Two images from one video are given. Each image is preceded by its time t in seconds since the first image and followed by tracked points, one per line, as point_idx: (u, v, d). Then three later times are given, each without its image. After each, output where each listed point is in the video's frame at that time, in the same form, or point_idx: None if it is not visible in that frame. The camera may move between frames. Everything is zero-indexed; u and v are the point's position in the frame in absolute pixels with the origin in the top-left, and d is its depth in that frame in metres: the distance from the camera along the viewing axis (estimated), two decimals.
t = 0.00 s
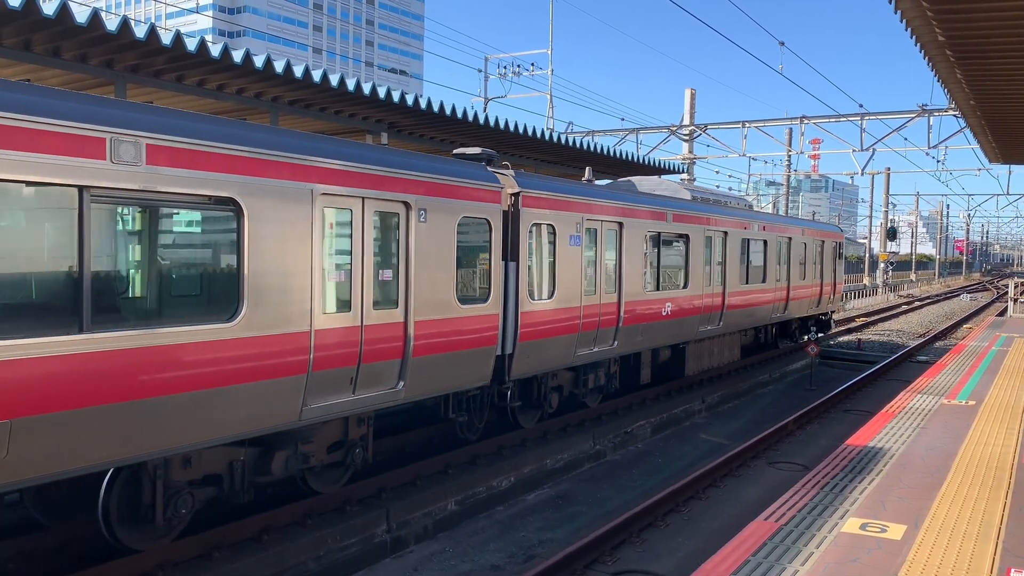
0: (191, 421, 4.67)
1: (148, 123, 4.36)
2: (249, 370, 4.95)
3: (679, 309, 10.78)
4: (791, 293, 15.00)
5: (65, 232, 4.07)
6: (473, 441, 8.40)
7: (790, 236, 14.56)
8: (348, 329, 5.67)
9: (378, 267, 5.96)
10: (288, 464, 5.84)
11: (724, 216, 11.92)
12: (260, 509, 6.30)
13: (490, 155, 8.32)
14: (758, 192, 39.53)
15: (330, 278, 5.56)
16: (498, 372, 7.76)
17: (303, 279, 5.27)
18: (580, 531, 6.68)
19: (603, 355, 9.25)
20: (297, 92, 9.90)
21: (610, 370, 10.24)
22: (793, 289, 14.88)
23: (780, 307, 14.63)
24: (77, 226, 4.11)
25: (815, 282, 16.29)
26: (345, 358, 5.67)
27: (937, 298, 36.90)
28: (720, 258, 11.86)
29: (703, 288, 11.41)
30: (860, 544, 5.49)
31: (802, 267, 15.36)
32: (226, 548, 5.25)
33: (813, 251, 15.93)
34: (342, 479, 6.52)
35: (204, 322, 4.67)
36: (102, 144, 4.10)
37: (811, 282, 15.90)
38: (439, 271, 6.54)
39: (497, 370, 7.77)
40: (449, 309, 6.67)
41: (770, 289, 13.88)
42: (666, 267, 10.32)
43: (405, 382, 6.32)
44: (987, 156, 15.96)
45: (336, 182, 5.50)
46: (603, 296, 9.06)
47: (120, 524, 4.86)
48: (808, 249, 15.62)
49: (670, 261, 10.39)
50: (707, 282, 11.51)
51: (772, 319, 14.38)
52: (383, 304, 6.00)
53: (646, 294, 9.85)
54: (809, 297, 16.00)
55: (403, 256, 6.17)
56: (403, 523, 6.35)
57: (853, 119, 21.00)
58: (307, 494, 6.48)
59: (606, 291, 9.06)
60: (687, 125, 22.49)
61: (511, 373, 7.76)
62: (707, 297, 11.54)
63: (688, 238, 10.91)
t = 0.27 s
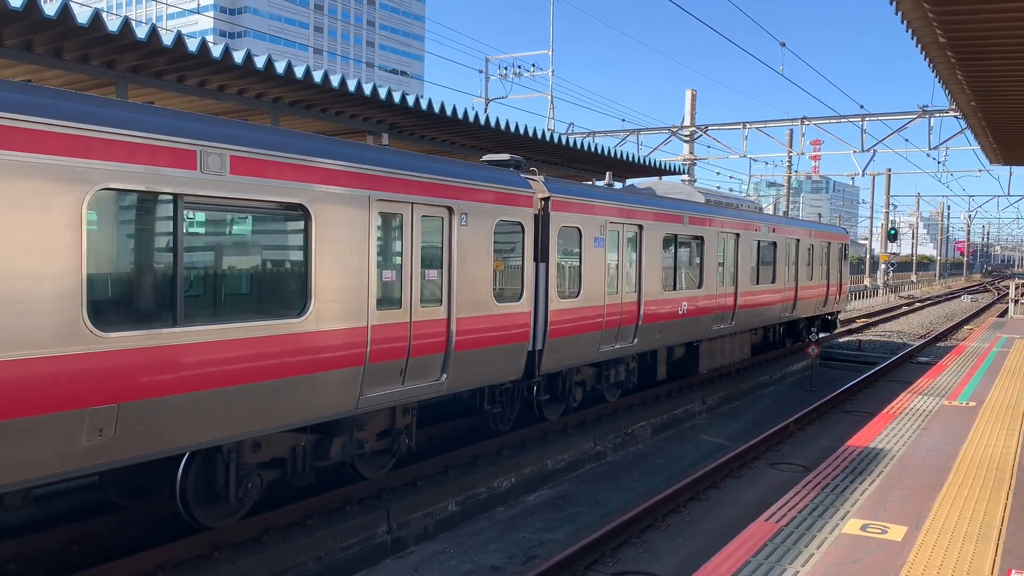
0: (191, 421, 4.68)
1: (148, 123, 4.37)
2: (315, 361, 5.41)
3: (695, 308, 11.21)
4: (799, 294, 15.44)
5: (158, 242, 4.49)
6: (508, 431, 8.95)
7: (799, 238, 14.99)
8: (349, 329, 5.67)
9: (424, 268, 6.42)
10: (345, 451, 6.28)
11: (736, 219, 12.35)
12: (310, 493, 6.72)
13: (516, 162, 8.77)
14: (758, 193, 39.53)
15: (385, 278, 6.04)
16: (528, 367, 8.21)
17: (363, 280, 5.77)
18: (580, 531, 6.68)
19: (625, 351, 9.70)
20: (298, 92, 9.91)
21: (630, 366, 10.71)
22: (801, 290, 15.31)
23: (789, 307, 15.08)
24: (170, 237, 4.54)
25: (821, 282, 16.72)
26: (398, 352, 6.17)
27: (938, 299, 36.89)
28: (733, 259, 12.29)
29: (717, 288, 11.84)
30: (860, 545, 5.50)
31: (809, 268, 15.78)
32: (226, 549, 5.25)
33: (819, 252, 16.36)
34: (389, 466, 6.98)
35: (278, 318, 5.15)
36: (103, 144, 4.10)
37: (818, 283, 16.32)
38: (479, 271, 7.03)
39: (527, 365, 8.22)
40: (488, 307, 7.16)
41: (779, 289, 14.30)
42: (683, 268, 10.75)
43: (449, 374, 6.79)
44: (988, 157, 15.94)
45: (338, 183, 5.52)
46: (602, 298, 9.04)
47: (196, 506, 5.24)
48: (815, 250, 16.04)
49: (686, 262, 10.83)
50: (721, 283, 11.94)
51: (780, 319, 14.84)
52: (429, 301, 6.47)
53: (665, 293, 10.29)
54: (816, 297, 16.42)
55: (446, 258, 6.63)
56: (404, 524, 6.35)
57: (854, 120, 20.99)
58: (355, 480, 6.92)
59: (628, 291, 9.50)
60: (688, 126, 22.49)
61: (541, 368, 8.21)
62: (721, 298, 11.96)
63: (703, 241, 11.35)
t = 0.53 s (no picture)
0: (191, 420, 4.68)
1: (149, 123, 4.36)
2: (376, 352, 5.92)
3: (711, 307, 11.60)
4: (808, 294, 15.83)
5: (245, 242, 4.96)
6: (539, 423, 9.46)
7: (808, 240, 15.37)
8: (349, 330, 5.66)
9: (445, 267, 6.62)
10: (391, 439, 6.81)
11: (748, 221, 12.76)
12: (355, 479, 7.22)
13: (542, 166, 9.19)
14: (759, 194, 39.54)
15: (432, 277, 6.48)
16: (557, 362, 8.62)
17: (417, 280, 6.29)
18: (580, 531, 6.68)
19: (646, 348, 10.11)
20: (299, 93, 9.91)
21: (648, 362, 11.19)
22: (809, 290, 15.70)
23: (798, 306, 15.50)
24: (251, 236, 4.98)
25: (828, 283, 17.12)
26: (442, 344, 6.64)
27: (938, 300, 36.89)
28: (745, 260, 12.68)
29: (731, 288, 12.23)
30: (860, 546, 5.50)
31: (816, 268, 16.18)
32: (226, 549, 5.25)
33: (826, 254, 16.76)
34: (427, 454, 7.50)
35: (344, 313, 5.64)
36: (104, 145, 4.10)
37: (825, 283, 16.69)
38: (516, 271, 7.47)
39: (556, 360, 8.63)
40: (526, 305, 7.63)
41: (789, 290, 14.70)
42: (699, 268, 11.16)
43: (488, 366, 7.26)
44: (989, 158, 15.93)
45: (340, 183, 5.52)
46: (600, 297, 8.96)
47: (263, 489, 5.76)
48: (822, 252, 16.44)
49: (702, 262, 11.23)
50: (734, 282, 12.34)
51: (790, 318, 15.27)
52: (471, 299, 6.92)
53: (683, 292, 10.70)
54: (823, 297, 16.80)
55: (485, 260, 7.09)
56: (404, 524, 6.35)
57: (854, 120, 20.98)
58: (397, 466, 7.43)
59: (648, 290, 9.90)
60: (689, 127, 22.49)
61: (570, 362, 8.63)
62: (734, 297, 12.35)
63: (717, 242, 11.76)
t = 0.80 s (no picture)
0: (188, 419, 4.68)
1: (146, 123, 4.35)
2: (425, 346, 6.41)
3: (725, 306, 12.01)
4: (815, 294, 16.21)
5: (313, 257, 5.43)
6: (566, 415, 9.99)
7: (816, 241, 15.76)
8: (348, 330, 5.65)
9: (476, 267, 6.95)
10: (437, 425, 7.41)
11: (760, 223, 13.17)
12: (376, 472, 7.46)
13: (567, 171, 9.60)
14: (759, 195, 39.54)
15: (475, 277, 6.96)
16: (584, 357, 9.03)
17: (462, 280, 6.78)
18: (580, 532, 6.68)
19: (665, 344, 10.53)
20: (299, 93, 9.91)
21: (666, 358, 11.68)
22: (817, 290, 16.09)
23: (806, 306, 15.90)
24: (321, 239, 5.46)
25: (835, 283, 17.51)
26: (481, 339, 7.08)
27: (938, 301, 36.89)
28: (757, 261, 13.08)
29: (744, 287, 12.64)
30: (860, 547, 5.50)
31: (824, 269, 16.58)
32: (226, 549, 5.25)
33: (833, 255, 17.17)
34: (465, 442, 8.04)
35: (400, 309, 6.15)
36: (101, 144, 4.09)
37: (831, 283, 17.07)
38: (549, 272, 7.93)
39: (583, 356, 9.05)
40: (558, 303, 8.09)
41: (798, 289, 15.10)
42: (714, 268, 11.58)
43: (523, 360, 7.70)
44: (989, 159, 15.93)
45: (339, 184, 5.51)
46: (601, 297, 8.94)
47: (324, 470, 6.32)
48: (830, 253, 16.83)
49: (716, 262, 11.64)
50: (747, 282, 12.75)
51: (799, 318, 15.66)
52: (508, 297, 7.38)
53: (700, 291, 11.12)
54: (829, 297, 17.16)
55: (521, 261, 7.55)
56: (404, 524, 6.35)
57: (855, 121, 20.99)
58: (436, 453, 7.95)
59: (667, 289, 10.32)
60: (689, 128, 22.49)
61: (596, 358, 9.05)
62: (746, 297, 12.72)
63: (731, 243, 12.15)
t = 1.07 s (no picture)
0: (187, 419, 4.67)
1: (147, 123, 4.36)
2: (465, 341, 6.86)
3: (738, 305, 12.49)
4: (821, 294, 16.65)
5: (350, 257, 5.70)
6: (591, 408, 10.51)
7: (821, 243, 16.25)
8: (348, 331, 5.65)
9: (516, 268, 7.46)
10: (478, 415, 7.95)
11: (770, 225, 13.65)
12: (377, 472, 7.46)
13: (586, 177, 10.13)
14: (759, 195, 39.54)
15: (515, 277, 7.47)
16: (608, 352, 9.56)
17: (499, 281, 7.26)
18: (580, 533, 6.68)
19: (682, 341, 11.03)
20: (299, 93, 9.91)
21: (681, 355, 12.20)
22: (823, 290, 16.52)
23: (812, 306, 16.35)
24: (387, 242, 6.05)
25: (840, 283, 17.94)
26: (517, 334, 7.57)
27: (938, 302, 36.89)
28: (766, 262, 13.56)
29: (755, 288, 13.12)
30: (860, 547, 5.50)
31: (829, 270, 17.01)
32: (226, 550, 5.25)
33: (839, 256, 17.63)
34: (500, 431, 8.57)
35: (448, 307, 6.66)
36: (102, 145, 4.10)
37: (835, 284, 17.51)
38: (578, 273, 8.40)
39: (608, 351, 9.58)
40: (587, 301, 8.58)
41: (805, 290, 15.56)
42: (728, 269, 12.06)
43: (555, 354, 8.18)
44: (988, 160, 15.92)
45: (339, 184, 5.52)
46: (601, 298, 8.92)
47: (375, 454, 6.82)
48: (834, 255, 17.29)
49: (730, 264, 12.13)
50: (758, 283, 13.23)
51: (805, 317, 16.11)
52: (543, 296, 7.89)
53: (715, 291, 11.61)
54: (834, 297, 17.55)
55: (554, 262, 8.00)
56: (403, 524, 6.35)
57: (854, 122, 21.00)
58: (472, 442, 8.47)
59: (685, 289, 10.81)
60: (688, 128, 22.50)
61: (619, 352, 9.54)
62: (756, 297, 13.16)
63: (743, 245, 12.61)
